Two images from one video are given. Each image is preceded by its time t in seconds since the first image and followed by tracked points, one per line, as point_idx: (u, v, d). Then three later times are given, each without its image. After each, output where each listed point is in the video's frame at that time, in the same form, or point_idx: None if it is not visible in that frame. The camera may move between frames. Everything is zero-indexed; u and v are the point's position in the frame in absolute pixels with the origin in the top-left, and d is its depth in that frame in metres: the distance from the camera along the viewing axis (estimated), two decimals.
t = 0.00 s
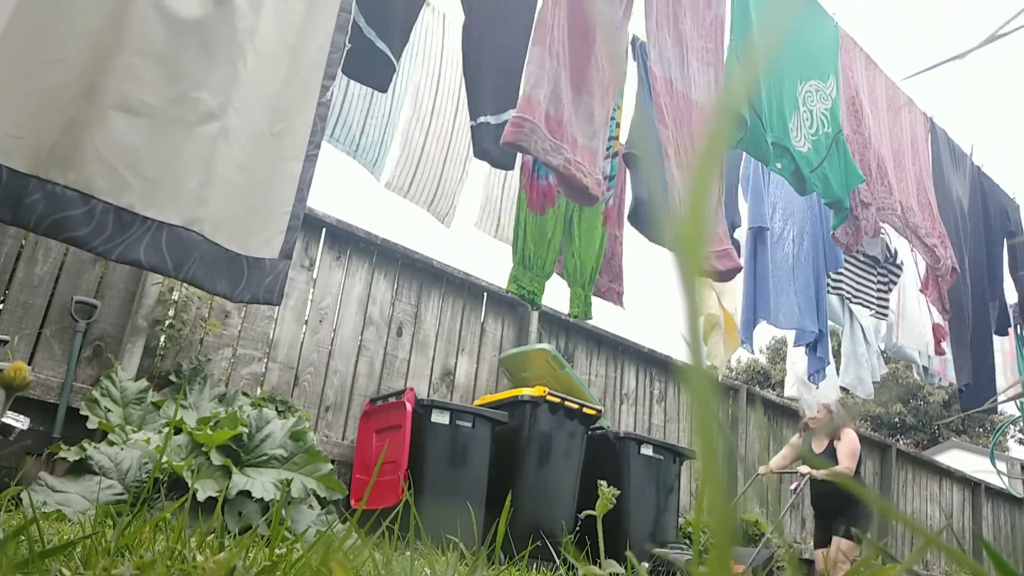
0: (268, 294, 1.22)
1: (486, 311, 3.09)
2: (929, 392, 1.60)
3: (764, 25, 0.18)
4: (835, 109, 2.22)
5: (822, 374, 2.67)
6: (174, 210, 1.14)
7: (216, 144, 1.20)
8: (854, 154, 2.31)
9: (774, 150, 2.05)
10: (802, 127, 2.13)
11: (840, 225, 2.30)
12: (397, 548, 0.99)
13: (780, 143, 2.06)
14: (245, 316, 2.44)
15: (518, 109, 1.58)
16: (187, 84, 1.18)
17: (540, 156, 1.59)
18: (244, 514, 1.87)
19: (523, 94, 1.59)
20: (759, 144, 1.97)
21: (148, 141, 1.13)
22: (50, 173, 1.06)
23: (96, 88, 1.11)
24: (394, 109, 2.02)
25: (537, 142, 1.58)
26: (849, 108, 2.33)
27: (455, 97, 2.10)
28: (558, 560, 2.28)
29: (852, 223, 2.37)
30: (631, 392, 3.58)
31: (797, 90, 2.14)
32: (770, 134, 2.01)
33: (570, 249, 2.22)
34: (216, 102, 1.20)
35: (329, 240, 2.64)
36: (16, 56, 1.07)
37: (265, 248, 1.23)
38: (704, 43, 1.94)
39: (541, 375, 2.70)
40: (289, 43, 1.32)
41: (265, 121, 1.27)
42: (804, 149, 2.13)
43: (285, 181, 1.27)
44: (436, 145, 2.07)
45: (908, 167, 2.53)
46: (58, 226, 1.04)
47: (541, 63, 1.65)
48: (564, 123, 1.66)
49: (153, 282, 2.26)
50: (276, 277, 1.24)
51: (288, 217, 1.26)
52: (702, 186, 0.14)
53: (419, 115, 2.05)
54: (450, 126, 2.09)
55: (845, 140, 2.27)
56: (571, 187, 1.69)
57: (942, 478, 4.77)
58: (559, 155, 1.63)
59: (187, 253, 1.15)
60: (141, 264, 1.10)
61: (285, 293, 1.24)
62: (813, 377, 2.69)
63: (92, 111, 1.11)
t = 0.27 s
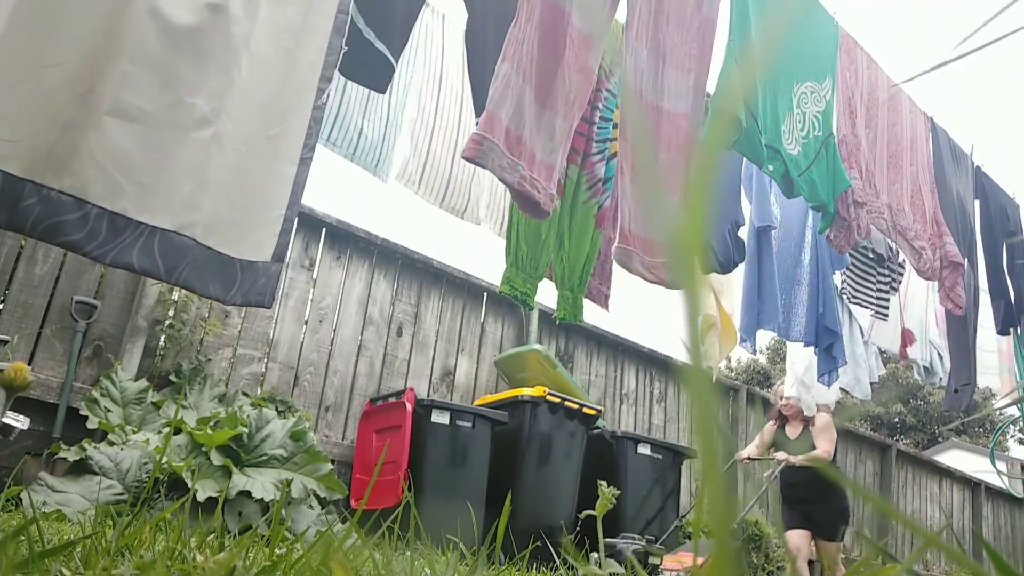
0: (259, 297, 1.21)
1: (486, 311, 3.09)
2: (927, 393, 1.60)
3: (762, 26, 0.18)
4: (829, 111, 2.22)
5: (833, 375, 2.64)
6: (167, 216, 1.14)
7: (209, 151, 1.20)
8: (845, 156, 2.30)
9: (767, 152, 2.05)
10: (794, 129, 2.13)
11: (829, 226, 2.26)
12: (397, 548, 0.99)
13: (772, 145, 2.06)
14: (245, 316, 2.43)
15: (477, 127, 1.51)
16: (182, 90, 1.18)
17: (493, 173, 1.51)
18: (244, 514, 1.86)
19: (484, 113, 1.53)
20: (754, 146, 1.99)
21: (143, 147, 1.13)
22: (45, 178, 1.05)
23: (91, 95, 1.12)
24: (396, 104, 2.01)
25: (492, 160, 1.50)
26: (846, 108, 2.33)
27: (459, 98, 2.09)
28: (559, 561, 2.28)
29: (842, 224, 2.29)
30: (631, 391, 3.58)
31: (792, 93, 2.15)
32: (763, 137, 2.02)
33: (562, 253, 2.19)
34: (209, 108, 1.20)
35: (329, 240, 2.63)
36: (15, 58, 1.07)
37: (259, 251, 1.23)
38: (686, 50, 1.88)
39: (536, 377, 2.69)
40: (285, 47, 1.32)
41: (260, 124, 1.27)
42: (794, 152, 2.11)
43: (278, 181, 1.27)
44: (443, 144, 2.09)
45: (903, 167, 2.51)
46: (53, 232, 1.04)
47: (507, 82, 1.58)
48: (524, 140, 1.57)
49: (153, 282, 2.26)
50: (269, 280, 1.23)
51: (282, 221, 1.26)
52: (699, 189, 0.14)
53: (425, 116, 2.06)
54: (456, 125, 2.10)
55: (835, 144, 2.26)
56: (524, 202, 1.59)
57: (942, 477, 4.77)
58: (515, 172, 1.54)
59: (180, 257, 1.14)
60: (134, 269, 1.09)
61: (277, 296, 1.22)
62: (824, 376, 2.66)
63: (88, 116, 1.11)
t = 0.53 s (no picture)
0: (254, 300, 1.21)
1: (486, 311, 3.09)
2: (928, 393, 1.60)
3: (764, 24, 0.18)
4: (832, 110, 2.21)
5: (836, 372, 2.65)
6: (165, 217, 1.14)
7: (206, 153, 1.20)
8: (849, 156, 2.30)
9: (777, 150, 2.04)
10: (800, 127, 2.13)
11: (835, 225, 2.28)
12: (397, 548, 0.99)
13: (781, 143, 2.05)
14: (245, 316, 2.43)
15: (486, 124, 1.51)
16: (180, 94, 1.18)
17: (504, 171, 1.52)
18: (244, 514, 1.86)
19: (493, 109, 1.52)
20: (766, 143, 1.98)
21: (142, 149, 1.14)
22: (43, 179, 1.05)
23: (89, 96, 1.12)
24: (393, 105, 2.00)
25: (501, 158, 1.51)
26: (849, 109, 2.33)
27: (457, 96, 2.12)
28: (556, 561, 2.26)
29: (847, 224, 2.35)
30: (631, 391, 3.58)
31: (794, 92, 2.13)
32: (773, 133, 2.02)
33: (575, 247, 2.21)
34: (208, 110, 1.20)
35: (329, 240, 2.64)
36: (13, 61, 1.07)
37: (256, 254, 1.23)
38: (688, 48, 1.87)
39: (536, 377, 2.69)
40: (282, 49, 1.31)
41: (259, 125, 1.27)
42: (801, 150, 2.11)
43: (276, 185, 1.27)
44: (443, 145, 2.10)
45: (905, 167, 2.53)
46: (50, 232, 1.04)
47: (513, 79, 1.57)
48: (532, 137, 1.58)
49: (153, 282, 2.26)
50: (264, 283, 1.23)
51: (277, 224, 1.26)
52: (702, 187, 0.15)
53: (425, 115, 2.06)
54: (454, 128, 2.12)
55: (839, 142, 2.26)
56: (536, 199, 1.63)
57: (943, 477, 4.76)
58: (525, 169, 1.55)
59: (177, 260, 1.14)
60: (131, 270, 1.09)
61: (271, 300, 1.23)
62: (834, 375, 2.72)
63: (86, 118, 1.11)
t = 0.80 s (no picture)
0: (258, 299, 1.24)
1: (486, 311, 3.09)
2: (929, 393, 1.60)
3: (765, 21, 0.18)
4: (832, 110, 2.21)
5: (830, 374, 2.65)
6: (167, 216, 1.14)
7: (208, 151, 1.20)
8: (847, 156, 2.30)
9: (767, 152, 2.04)
10: (796, 128, 2.12)
11: (837, 224, 2.29)
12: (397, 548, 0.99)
13: (773, 145, 2.05)
14: (245, 316, 2.43)
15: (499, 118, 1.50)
16: (182, 92, 1.18)
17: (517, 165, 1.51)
18: (244, 514, 1.87)
19: (505, 103, 1.52)
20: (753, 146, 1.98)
21: (144, 148, 1.14)
22: (44, 178, 1.06)
23: (89, 96, 1.11)
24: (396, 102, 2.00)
25: (516, 152, 1.50)
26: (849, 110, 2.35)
27: (458, 96, 2.12)
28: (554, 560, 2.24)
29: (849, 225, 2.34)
30: (632, 391, 3.58)
31: (791, 92, 2.13)
32: (767, 134, 2.02)
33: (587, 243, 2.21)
34: (210, 109, 1.20)
35: (329, 240, 2.63)
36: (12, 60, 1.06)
37: (259, 253, 1.23)
38: (689, 48, 1.87)
39: (536, 376, 2.69)
40: (284, 48, 1.31)
41: (261, 125, 1.27)
42: (796, 151, 2.11)
43: (281, 183, 1.28)
44: (441, 146, 2.09)
45: (906, 167, 2.54)
46: (53, 232, 1.05)
47: (524, 73, 1.57)
48: (543, 133, 1.58)
49: (153, 282, 2.26)
50: (268, 281, 1.25)
51: (282, 223, 1.27)
52: (704, 185, 0.14)
53: (424, 117, 2.06)
54: (453, 130, 2.12)
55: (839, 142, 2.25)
56: (546, 195, 1.64)
57: (943, 478, 4.76)
58: (537, 164, 1.55)
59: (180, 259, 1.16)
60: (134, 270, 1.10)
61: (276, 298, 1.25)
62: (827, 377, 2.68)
63: (85, 118, 1.11)
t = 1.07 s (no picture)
0: (267, 294, 1.23)
1: (486, 311, 3.09)
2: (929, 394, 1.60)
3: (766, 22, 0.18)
4: (825, 113, 2.20)
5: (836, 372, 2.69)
6: (172, 212, 1.14)
7: (215, 147, 1.20)
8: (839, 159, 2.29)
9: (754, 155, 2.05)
10: (785, 131, 2.13)
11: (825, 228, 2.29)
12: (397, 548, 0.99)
13: (760, 148, 2.07)
14: (245, 316, 2.43)
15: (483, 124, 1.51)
16: (186, 89, 1.18)
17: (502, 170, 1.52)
18: (243, 514, 1.87)
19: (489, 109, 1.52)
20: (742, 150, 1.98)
21: (149, 144, 1.13)
22: (48, 176, 1.06)
23: (94, 94, 1.11)
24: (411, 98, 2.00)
25: (500, 157, 1.51)
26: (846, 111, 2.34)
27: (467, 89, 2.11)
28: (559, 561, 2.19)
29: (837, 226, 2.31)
30: (631, 391, 3.58)
31: (783, 95, 2.14)
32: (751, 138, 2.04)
33: (591, 244, 2.20)
34: (215, 105, 1.20)
35: (329, 240, 2.64)
36: (14, 58, 1.06)
37: (267, 248, 1.23)
38: (692, 47, 1.87)
39: (536, 376, 2.69)
40: (288, 46, 1.31)
41: (266, 123, 1.26)
42: (784, 155, 2.12)
43: (288, 180, 1.28)
44: (456, 135, 2.09)
45: (897, 169, 2.51)
46: (57, 229, 1.05)
47: (509, 80, 1.56)
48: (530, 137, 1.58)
49: (153, 282, 2.26)
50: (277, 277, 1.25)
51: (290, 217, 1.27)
52: (703, 185, 0.14)
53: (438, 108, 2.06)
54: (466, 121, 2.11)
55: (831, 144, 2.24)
56: (536, 200, 1.62)
57: (942, 478, 4.76)
58: (523, 168, 1.55)
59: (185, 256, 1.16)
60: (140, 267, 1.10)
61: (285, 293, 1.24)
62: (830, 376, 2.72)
63: (88, 116, 1.10)
